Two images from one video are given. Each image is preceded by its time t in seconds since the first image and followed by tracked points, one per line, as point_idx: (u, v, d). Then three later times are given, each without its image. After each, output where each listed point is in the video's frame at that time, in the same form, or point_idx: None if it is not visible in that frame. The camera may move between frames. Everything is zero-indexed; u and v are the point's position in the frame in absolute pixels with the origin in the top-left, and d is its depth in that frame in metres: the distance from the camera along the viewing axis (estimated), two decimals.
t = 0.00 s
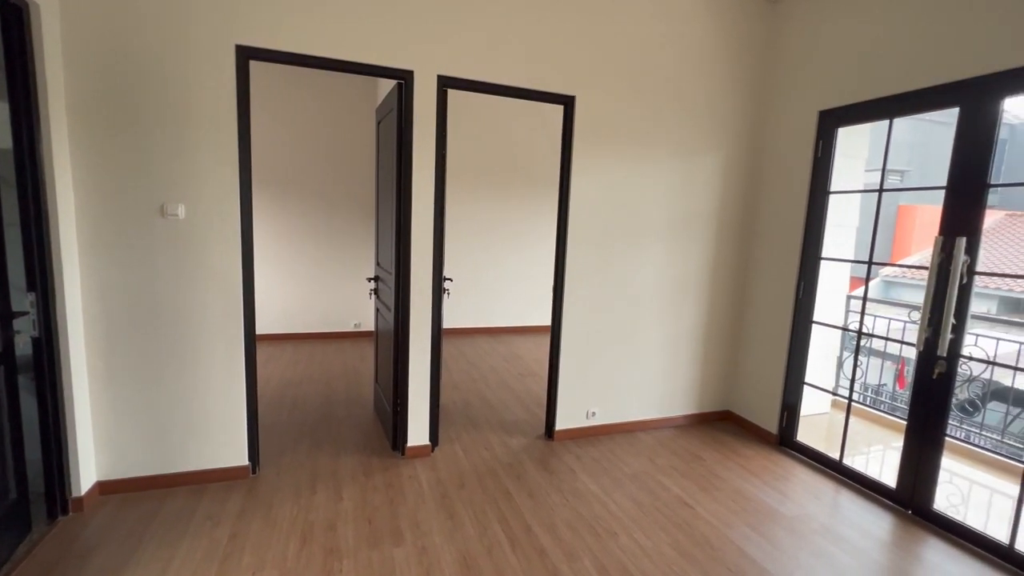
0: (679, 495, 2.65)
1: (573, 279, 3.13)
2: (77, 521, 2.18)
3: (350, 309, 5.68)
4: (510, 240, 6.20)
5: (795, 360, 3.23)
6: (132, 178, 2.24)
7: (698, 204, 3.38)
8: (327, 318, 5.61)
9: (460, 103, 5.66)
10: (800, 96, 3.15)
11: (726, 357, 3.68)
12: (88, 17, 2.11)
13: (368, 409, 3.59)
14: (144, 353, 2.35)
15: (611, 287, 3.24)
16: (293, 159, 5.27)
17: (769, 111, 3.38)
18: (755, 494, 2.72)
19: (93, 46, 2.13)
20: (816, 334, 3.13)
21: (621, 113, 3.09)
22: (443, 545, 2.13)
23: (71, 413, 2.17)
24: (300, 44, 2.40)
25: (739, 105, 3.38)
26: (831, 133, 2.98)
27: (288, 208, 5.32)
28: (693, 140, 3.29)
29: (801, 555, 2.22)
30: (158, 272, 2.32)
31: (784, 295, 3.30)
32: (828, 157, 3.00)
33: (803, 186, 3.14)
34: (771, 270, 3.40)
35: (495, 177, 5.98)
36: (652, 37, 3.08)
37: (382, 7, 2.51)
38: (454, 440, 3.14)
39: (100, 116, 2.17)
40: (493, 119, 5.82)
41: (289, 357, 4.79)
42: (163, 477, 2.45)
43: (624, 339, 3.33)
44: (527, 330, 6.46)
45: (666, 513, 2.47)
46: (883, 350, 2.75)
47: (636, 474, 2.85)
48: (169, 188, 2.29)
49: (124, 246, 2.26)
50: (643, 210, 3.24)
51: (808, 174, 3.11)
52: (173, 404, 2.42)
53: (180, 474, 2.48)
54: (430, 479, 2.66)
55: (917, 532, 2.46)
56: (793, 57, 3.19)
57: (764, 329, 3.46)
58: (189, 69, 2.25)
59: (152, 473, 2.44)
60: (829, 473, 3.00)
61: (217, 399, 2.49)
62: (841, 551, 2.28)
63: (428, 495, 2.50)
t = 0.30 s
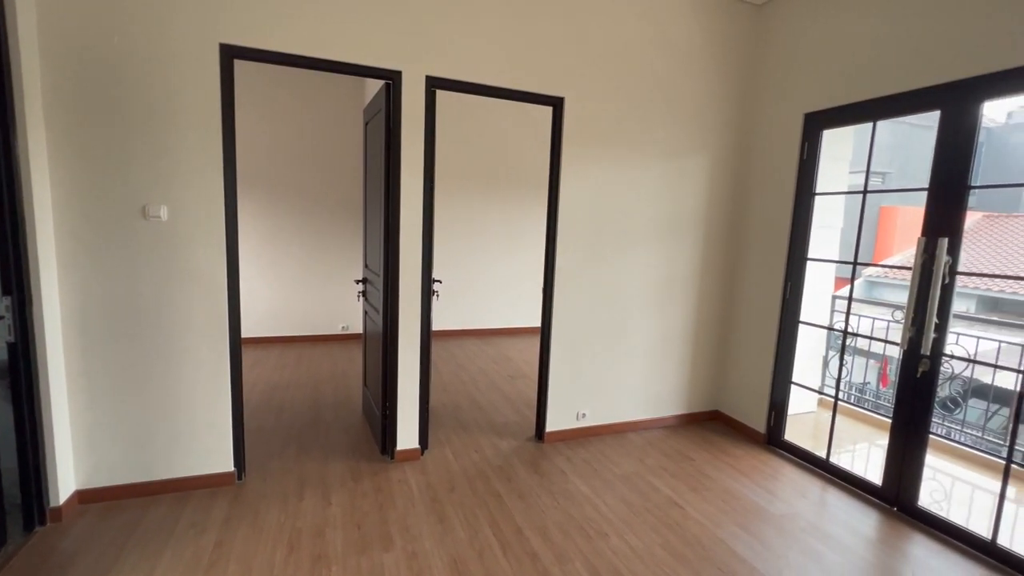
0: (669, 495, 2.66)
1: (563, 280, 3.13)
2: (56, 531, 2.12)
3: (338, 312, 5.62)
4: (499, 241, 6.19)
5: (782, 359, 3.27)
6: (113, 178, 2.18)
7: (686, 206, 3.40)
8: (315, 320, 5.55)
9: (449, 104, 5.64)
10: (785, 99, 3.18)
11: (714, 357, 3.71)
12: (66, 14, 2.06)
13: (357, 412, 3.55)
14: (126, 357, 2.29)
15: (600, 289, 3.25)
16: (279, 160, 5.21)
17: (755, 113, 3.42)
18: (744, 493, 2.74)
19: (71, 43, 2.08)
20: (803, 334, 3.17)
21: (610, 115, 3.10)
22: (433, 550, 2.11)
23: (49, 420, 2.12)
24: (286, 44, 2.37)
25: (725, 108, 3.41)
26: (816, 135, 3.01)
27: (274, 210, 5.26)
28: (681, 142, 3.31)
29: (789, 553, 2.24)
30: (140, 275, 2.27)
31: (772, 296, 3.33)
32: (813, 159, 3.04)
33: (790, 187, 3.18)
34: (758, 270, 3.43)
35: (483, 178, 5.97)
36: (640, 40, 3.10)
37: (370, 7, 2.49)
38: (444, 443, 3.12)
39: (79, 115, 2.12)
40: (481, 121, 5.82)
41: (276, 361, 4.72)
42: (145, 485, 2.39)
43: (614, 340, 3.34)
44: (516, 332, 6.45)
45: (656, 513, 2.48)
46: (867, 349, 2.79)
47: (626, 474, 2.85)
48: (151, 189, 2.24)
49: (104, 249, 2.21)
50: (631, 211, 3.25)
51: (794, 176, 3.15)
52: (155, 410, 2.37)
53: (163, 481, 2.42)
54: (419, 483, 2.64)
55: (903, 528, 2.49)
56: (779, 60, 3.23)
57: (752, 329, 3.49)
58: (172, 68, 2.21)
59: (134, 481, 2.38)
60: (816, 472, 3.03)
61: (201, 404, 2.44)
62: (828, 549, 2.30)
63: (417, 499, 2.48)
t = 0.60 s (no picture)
0: (659, 496, 2.66)
1: (553, 282, 3.12)
2: (32, 543, 2.06)
3: (325, 314, 5.56)
4: (487, 242, 6.18)
5: (770, 359, 3.29)
6: (92, 179, 2.13)
7: (675, 207, 3.42)
8: (301, 323, 5.48)
9: (437, 105, 5.62)
10: (772, 101, 3.21)
11: (703, 357, 3.73)
12: (41, 10, 2.00)
13: (344, 416, 3.50)
14: (106, 362, 2.24)
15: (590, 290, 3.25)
16: (265, 161, 5.14)
17: (742, 115, 3.45)
18: (733, 493, 2.76)
19: (47, 40, 2.02)
20: (790, 334, 3.20)
21: (599, 117, 3.10)
22: (423, 555, 2.08)
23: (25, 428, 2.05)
24: (271, 42, 2.33)
25: (713, 109, 3.44)
26: (802, 137, 3.04)
27: (260, 211, 5.18)
28: (669, 144, 3.33)
29: (779, 552, 2.25)
30: (120, 278, 2.21)
31: (759, 296, 3.36)
32: (799, 161, 3.07)
33: (776, 189, 3.21)
34: (746, 271, 3.45)
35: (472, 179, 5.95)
36: (628, 41, 3.11)
37: (357, 6, 2.46)
38: (433, 446, 3.09)
39: (56, 114, 2.06)
40: (470, 122, 5.80)
41: (262, 364, 4.65)
42: (126, 493, 2.34)
43: (603, 341, 3.34)
44: (505, 333, 6.44)
45: (647, 514, 2.47)
46: (852, 348, 2.82)
47: (617, 476, 2.85)
48: (132, 190, 2.19)
49: (83, 251, 2.15)
50: (620, 212, 3.26)
51: (780, 177, 3.18)
52: (137, 416, 2.31)
53: (145, 489, 2.36)
54: (408, 487, 2.61)
55: (889, 525, 2.52)
56: (765, 62, 3.26)
57: (740, 329, 3.51)
58: (153, 66, 2.16)
59: (114, 490, 2.32)
60: (804, 470, 3.06)
61: (184, 409, 2.38)
62: (817, 547, 2.32)
63: (407, 504, 2.45)
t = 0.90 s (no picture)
0: (650, 497, 2.66)
1: (542, 283, 3.11)
2: (7, 555, 1.99)
3: (312, 317, 5.49)
4: (476, 244, 6.16)
5: (758, 359, 3.31)
6: (69, 179, 2.07)
7: (663, 208, 3.43)
8: (288, 326, 5.41)
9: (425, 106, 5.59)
10: (758, 103, 3.24)
11: (692, 358, 3.75)
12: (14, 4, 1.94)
13: (332, 420, 3.46)
14: (84, 367, 2.17)
15: (579, 291, 3.24)
16: (250, 161, 5.06)
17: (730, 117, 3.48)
18: (723, 492, 2.77)
19: (20, 35, 1.95)
20: (777, 334, 3.22)
21: (587, 118, 3.10)
22: (413, 561, 2.06)
23: None
24: (256, 40, 2.29)
25: (701, 111, 3.46)
26: (788, 139, 3.07)
27: (245, 212, 5.10)
28: (657, 145, 3.34)
29: (768, 551, 2.27)
30: (98, 280, 2.15)
31: (747, 296, 3.38)
32: (786, 162, 3.09)
33: (763, 190, 3.24)
34: (734, 272, 3.48)
35: (461, 181, 5.93)
36: (616, 43, 3.12)
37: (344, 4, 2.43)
38: (422, 450, 3.06)
39: (30, 112, 1.99)
40: (458, 123, 5.77)
41: (247, 368, 4.57)
42: (106, 502, 2.27)
43: (593, 342, 3.34)
44: (495, 335, 6.42)
45: (638, 516, 2.47)
46: (838, 347, 2.85)
47: (608, 477, 2.84)
48: (111, 191, 2.13)
49: (60, 253, 2.08)
50: (610, 213, 3.26)
51: (767, 179, 3.20)
52: (117, 423, 2.25)
53: (126, 497, 2.30)
54: (398, 491, 2.57)
55: (875, 523, 2.55)
56: (752, 65, 3.29)
57: (729, 329, 3.54)
58: (133, 64, 2.11)
59: (94, 498, 2.25)
60: (792, 469, 3.08)
61: (167, 414, 2.33)
62: (806, 545, 2.33)
63: (396, 509, 2.41)
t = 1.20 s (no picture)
0: (641, 498, 2.66)
1: (532, 284, 3.10)
2: None
3: (299, 319, 5.42)
4: (465, 245, 6.13)
5: (747, 359, 3.33)
6: (45, 178, 2.00)
7: (653, 209, 3.44)
8: (274, 329, 5.33)
9: (413, 106, 5.55)
10: (746, 105, 3.27)
11: (681, 358, 3.76)
12: None
13: (319, 424, 3.40)
14: (62, 373, 2.11)
15: (570, 292, 3.24)
16: (235, 162, 4.98)
17: (718, 118, 3.50)
18: (713, 492, 2.78)
19: None
20: (765, 334, 3.25)
21: (576, 118, 3.10)
22: (404, 567, 2.03)
23: None
24: (240, 38, 2.24)
25: (689, 112, 3.47)
26: (776, 140, 3.10)
27: (229, 213, 5.02)
28: (647, 146, 3.35)
29: (759, 550, 2.27)
30: (76, 282, 2.09)
31: (736, 297, 3.40)
32: (773, 163, 3.12)
33: (751, 191, 3.26)
34: (723, 272, 3.50)
35: (450, 181, 5.90)
36: (605, 44, 3.12)
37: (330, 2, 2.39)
38: (412, 453, 3.03)
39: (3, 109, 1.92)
40: (447, 123, 5.74)
41: (232, 372, 4.49)
42: (85, 511, 2.20)
43: (583, 343, 3.33)
44: (484, 336, 6.39)
45: (630, 517, 2.47)
46: (824, 346, 2.88)
47: (599, 479, 2.84)
48: (90, 190, 2.07)
49: (35, 254, 2.02)
50: (600, 214, 3.26)
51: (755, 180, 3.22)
52: (97, 429, 2.18)
53: (106, 505, 2.24)
54: (388, 496, 2.54)
55: (863, 520, 2.58)
56: (739, 67, 3.31)
57: (718, 330, 3.56)
58: (113, 60, 2.05)
59: (73, 508, 2.19)
60: (780, 468, 3.11)
61: (148, 420, 2.27)
62: (796, 544, 2.35)
63: (386, 514, 2.38)
